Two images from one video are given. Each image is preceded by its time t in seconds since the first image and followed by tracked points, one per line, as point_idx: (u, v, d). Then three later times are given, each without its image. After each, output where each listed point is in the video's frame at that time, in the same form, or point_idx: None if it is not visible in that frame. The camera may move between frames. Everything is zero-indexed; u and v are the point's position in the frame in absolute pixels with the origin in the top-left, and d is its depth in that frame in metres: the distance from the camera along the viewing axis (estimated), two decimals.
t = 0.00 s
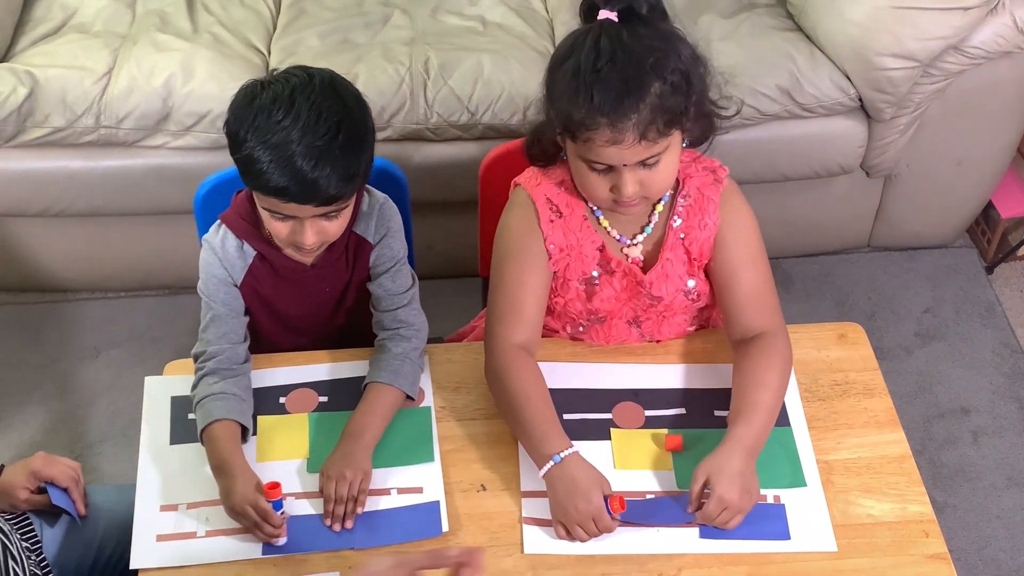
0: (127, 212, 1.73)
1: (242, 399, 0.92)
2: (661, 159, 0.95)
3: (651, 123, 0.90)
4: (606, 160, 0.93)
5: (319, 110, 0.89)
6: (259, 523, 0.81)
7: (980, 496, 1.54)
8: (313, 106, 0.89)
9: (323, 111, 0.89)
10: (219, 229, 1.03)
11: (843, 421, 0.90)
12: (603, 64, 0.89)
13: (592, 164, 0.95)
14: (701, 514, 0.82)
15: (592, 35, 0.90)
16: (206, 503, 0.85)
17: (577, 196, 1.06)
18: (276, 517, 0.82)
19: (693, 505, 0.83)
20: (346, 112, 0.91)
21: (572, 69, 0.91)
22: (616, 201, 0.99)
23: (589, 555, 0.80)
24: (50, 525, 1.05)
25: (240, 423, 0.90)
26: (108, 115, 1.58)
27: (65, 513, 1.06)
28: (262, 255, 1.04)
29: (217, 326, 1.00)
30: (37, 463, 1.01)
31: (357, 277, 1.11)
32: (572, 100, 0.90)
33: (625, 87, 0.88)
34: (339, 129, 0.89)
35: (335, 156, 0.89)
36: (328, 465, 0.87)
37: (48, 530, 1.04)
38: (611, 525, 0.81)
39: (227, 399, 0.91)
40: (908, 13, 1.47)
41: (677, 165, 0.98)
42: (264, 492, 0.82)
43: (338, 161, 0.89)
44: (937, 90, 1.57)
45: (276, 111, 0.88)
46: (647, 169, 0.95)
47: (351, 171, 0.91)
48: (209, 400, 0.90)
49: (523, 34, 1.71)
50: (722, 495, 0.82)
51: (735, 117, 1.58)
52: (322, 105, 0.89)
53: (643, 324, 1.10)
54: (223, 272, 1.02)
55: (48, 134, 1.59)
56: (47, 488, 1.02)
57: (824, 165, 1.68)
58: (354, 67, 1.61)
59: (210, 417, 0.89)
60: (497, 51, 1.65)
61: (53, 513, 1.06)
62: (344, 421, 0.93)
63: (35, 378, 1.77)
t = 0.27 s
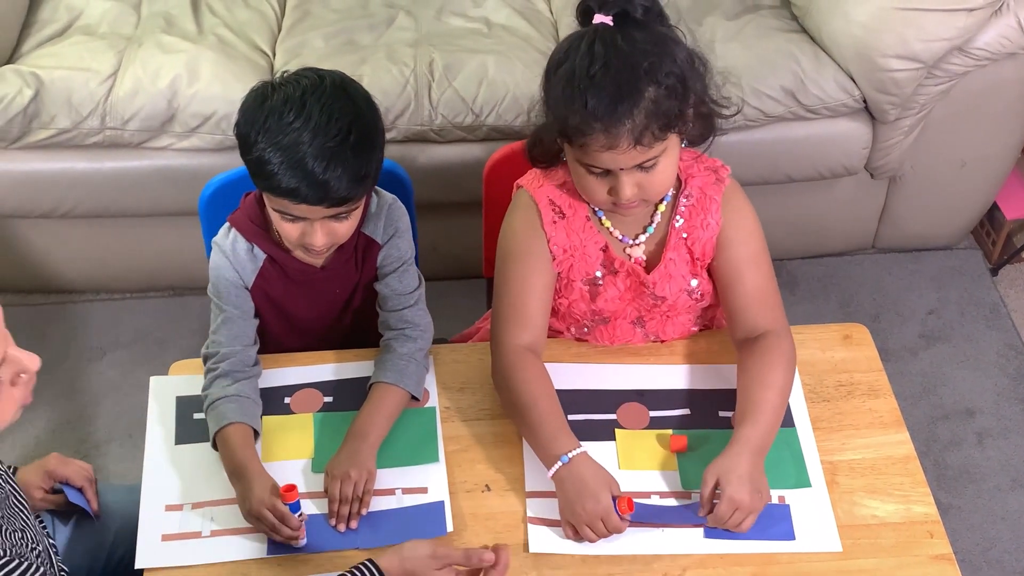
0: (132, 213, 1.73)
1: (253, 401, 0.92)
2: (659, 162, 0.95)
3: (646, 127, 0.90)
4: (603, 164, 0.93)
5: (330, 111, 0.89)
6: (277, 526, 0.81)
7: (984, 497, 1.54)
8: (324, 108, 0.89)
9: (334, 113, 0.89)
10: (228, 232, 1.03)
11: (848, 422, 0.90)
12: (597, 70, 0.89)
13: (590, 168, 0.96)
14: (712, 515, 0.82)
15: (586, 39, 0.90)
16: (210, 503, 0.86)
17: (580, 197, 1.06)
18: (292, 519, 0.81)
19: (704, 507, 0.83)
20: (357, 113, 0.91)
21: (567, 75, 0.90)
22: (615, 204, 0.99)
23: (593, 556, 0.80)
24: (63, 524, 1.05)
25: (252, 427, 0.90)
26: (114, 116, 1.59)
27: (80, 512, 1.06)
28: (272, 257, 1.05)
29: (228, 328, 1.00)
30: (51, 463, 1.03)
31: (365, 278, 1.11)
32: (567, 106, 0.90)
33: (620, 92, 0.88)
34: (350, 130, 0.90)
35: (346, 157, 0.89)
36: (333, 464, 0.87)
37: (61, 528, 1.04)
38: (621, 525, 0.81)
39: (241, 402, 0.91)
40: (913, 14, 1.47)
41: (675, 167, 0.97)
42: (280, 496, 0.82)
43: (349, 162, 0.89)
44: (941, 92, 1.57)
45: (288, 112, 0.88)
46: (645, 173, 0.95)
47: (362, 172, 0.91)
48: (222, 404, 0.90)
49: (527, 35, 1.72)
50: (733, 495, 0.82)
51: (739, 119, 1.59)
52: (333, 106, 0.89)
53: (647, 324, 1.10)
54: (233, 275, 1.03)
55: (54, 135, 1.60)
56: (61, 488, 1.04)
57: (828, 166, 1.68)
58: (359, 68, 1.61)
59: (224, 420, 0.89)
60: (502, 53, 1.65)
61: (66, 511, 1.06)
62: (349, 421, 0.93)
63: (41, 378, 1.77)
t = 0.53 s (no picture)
0: (135, 217, 1.74)
1: (254, 405, 0.92)
2: (660, 167, 0.94)
3: (645, 134, 0.90)
4: (603, 169, 0.93)
5: (333, 116, 0.89)
6: (279, 528, 0.81)
7: (988, 500, 1.54)
8: (326, 112, 0.89)
9: (336, 117, 0.89)
10: (233, 236, 1.03)
11: (852, 424, 0.89)
12: (596, 77, 0.88)
13: (591, 173, 0.96)
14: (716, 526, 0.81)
15: (586, 45, 0.89)
16: (214, 507, 0.86)
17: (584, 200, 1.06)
18: (296, 521, 0.82)
19: (709, 519, 0.82)
20: (359, 118, 0.91)
21: (566, 80, 0.90)
22: (616, 208, 0.99)
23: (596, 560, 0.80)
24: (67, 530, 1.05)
25: (254, 431, 0.90)
26: (117, 120, 1.59)
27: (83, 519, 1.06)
28: (277, 261, 1.05)
29: (231, 332, 1.01)
30: (56, 467, 1.02)
31: (369, 282, 1.11)
32: (566, 112, 0.90)
33: (619, 99, 0.88)
34: (352, 135, 0.90)
35: (349, 162, 0.89)
36: (336, 468, 0.87)
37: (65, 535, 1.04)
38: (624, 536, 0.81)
39: (242, 406, 0.91)
40: (916, 17, 1.47)
41: (677, 172, 0.97)
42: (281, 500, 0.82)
43: (351, 166, 0.90)
44: (944, 94, 1.57)
45: (290, 117, 0.88)
46: (646, 178, 0.95)
47: (365, 177, 0.91)
48: (223, 408, 0.91)
49: (530, 38, 1.72)
50: (736, 508, 0.81)
51: (742, 121, 1.59)
52: (335, 111, 0.90)
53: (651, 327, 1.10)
54: (238, 279, 1.03)
55: (57, 139, 1.60)
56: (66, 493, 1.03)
57: (831, 169, 1.68)
58: (361, 71, 1.61)
59: (224, 425, 0.89)
60: (504, 56, 1.65)
61: (69, 517, 1.06)
62: (352, 425, 0.93)
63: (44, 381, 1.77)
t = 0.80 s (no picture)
0: (137, 220, 1.74)
1: (258, 407, 0.92)
2: (656, 175, 0.94)
3: (636, 145, 0.90)
4: (599, 181, 0.94)
5: (334, 120, 0.90)
6: (287, 532, 0.81)
7: (991, 503, 1.53)
8: (327, 117, 0.89)
9: (338, 122, 0.90)
10: (237, 239, 1.03)
11: (854, 427, 0.89)
12: (582, 94, 0.88)
13: (589, 185, 0.96)
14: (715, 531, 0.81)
15: (572, 59, 0.89)
16: (216, 510, 0.86)
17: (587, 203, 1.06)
18: (303, 526, 0.81)
19: (706, 524, 0.82)
20: (361, 122, 0.91)
21: (556, 95, 0.91)
22: (619, 214, 1.00)
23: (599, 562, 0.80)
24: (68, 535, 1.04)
25: (258, 432, 0.90)
26: (119, 123, 1.60)
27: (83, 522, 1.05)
28: (280, 265, 1.05)
29: (234, 336, 1.01)
30: (57, 471, 1.03)
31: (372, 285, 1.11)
32: (558, 127, 0.91)
33: (607, 113, 0.88)
34: (354, 139, 0.90)
35: (350, 166, 0.90)
36: (339, 472, 0.88)
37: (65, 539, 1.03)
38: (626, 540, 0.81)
39: (247, 409, 0.91)
40: (917, 19, 1.47)
41: (677, 177, 0.97)
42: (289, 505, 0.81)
43: (353, 171, 0.90)
44: (946, 97, 1.57)
45: (291, 122, 0.89)
46: (644, 186, 0.95)
47: (366, 181, 0.91)
48: (228, 409, 0.91)
49: (532, 41, 1.72)
50: (732, 512, 0.81)
51: (743, 124, 1.59)
52: (337, 116, 0.90)
53: (654, 329, 1.10)
54: (241, 282, 1.03)
55: (59, 142, 1.60)
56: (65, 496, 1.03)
57: (833, 171, 1.68)
58: (363, 75, 1.62)
59: (230, 425, 0.89)
60: (506, 59, 1.65)
61: (69, 522, 1.05)
62: (354, 428, 0.93)
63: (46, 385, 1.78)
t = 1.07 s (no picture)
0: (138, 222, 1.74)
1: (258, 410, 0.92)
2: (649, 176, 0.94)
3: (625, 147, 0.89)
4: (590, 182, 0.94)
5: (330, 122, 0.89)
6: (294, 529, 0.83)
7: (992, 505, 1.53)
8: (322, 118, 0.89)
9: (333, 124, 0.90)
10: (236, 241, 1.04)
11: (855, 430, 0.89)
12: (572, 96, 0.89)
13: (582, 186, 0.96)
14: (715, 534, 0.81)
15: (561, 62, 0.89)
16: (217, 513, 0.86)
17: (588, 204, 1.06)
18: (309, 521, 0.83)
19: (705, 525, 0.83)
20: (356, 122, 0.91)
21: (547, 99, 0.91)
22: (614, 216, 0.99)
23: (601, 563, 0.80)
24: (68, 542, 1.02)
25: (257, 434, 0.91)
26: (119, 126, 1.60)
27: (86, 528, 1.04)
28: (280, 267, 1.05)
29: (234, 338, 1.01)
30: (60, 476, 1.03)
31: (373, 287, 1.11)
32: (548, 130, 0.91)
33: (594, 115, 0.88)
34: (350, 140, 0.90)
35: (349, 167, 0.90)
36: (340, 475, 0.88)
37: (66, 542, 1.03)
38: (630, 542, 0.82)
39: (247, 411, 0.91)
40: (918, 21, 1.48)
41: (672, 178, 0.97)
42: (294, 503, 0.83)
43: (351, 171, 0.90)
44: (946, 98, 1.57)
45: (285, 125, 0.89)
46: (637, 187, 0.95)
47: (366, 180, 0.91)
48: (226, 410, 0.91)
49: (532, 43, 1.72)
50: (730, 514, 0.81)
51: (743, 125, 1.59)
52: (332, 117, 0.90)
53: (655, 330, 1.10)
54: (241, 284, 1.03)
55: (60, 144, 1.60)
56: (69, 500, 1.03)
57: (834, 173, 1.68)
58: (364, 77, 1.62)
59: (230, 427, 0.89)
60: (507, 61, 1.65)
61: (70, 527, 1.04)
62: (355, 431, 0.93)
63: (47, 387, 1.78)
